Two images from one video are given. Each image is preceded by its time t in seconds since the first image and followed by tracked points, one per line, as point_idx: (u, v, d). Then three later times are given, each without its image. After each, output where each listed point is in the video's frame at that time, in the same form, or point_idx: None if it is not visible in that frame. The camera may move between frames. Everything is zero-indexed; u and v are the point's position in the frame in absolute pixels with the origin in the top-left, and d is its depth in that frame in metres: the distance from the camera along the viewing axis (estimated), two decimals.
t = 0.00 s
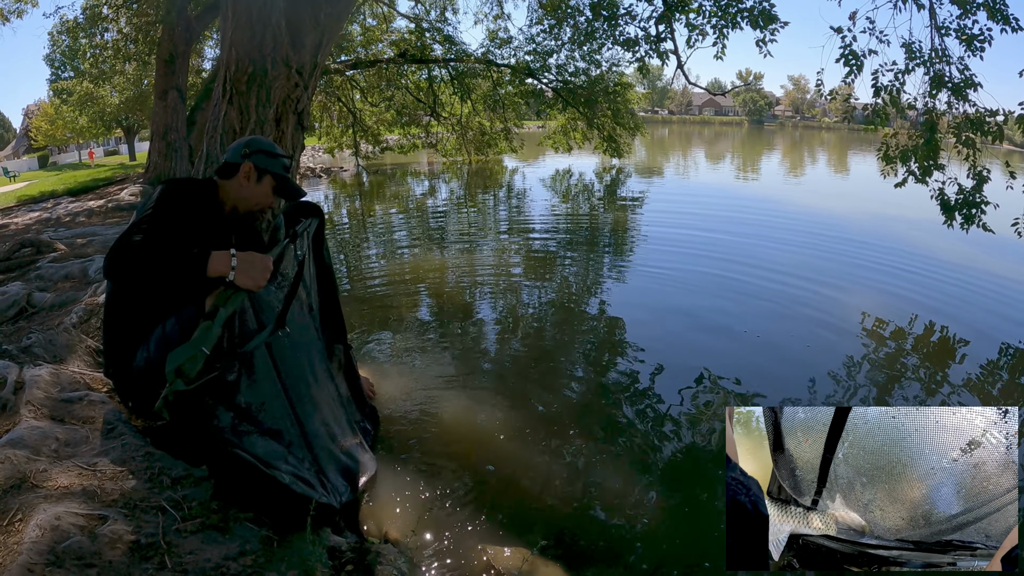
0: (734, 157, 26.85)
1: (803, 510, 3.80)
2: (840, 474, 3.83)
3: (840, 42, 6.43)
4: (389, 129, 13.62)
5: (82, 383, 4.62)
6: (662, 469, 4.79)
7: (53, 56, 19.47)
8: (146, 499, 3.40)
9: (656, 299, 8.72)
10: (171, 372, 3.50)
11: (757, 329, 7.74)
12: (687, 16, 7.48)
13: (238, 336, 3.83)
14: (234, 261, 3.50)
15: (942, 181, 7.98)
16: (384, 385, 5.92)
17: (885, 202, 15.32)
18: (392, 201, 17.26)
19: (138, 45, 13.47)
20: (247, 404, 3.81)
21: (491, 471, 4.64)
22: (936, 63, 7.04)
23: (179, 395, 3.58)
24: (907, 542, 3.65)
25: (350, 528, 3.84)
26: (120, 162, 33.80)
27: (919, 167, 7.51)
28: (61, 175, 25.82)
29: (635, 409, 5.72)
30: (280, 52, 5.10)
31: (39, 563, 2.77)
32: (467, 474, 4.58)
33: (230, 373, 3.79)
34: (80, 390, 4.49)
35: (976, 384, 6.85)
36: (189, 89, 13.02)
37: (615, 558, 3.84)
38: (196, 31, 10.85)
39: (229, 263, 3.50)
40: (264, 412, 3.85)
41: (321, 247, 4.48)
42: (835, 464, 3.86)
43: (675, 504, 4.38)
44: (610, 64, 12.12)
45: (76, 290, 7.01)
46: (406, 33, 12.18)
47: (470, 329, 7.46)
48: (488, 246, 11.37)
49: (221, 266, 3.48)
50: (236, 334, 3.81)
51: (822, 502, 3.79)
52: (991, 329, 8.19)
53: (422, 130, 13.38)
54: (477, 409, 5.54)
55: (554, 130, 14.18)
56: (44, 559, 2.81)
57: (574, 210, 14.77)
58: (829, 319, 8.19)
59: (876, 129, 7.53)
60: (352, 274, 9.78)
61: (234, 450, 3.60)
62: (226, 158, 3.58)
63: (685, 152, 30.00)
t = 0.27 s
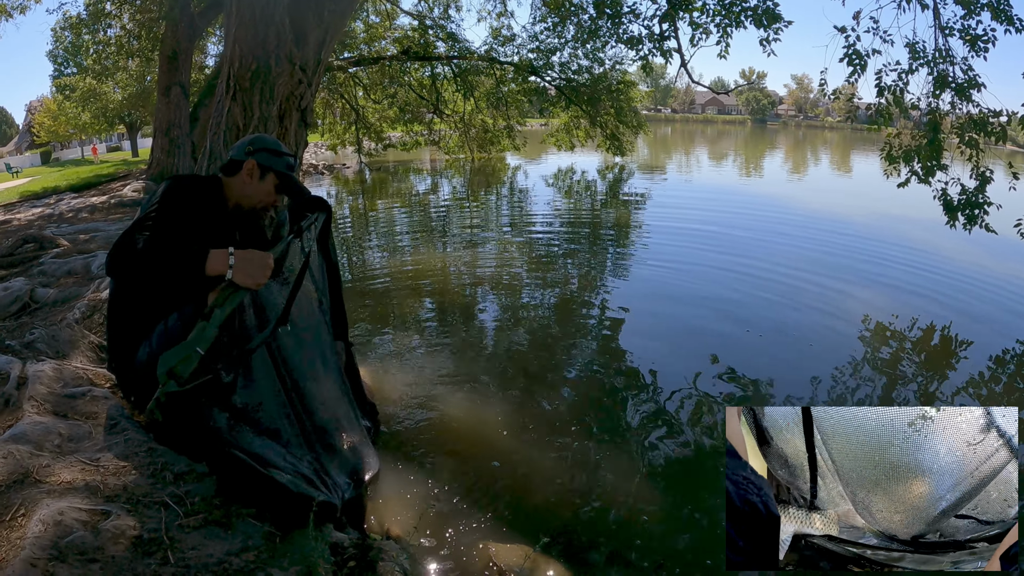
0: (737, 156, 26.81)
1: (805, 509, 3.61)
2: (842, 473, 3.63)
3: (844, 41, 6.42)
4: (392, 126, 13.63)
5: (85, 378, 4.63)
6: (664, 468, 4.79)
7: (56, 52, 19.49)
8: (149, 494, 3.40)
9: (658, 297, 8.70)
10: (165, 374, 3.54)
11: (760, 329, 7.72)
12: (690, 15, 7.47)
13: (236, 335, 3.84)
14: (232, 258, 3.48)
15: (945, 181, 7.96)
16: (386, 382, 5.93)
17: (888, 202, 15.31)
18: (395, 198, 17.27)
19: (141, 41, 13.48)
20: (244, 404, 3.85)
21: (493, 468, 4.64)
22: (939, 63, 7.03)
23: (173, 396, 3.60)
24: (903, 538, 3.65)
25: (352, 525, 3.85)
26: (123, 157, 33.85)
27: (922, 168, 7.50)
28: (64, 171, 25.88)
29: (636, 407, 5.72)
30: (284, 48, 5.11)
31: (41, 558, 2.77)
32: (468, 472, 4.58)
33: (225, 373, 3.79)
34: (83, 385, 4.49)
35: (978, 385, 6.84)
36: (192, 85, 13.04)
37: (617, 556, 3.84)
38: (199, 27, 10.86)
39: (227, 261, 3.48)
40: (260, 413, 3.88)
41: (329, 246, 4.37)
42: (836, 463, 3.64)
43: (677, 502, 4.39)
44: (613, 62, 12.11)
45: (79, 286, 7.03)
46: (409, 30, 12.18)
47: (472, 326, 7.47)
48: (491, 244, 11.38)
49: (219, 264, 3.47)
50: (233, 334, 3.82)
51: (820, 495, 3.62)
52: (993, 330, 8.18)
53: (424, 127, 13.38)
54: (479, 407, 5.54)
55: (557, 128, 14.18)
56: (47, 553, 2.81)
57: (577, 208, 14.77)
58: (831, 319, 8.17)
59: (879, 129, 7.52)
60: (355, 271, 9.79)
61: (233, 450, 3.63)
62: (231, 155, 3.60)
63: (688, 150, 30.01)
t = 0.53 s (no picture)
0: (740, 153, 26.75)
1: (803, 512, 3.56)
2: (831, 472, 3.54)
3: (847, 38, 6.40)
4: (394, 123, 13.62)
5: (88, 375, 4.64)
6: (667, 465, 4.78)
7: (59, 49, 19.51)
8: (152, 490, 3.41)
9: (661, 294, 8.70)
10: (232, 323, 3.56)
11: (763, 325, 7.73)
12: (694, 11, 7.45)
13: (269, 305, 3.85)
14: (267, 240, 3.70)
15: (948, 178, 7.94)
16: (389, 378, 5.92)
17: (891, 199, 15.27)
18: (398, 195, 17.27)
19: (143, 38, 13.47)
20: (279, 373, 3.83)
21: (496, 465, 4.64)
22: (943, 60, 7.01)
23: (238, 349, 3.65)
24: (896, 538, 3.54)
25: (356, 521, 3.86)
26: (125, 154, 33.88)
27: (925, 165, 7.48)
28: (67, 168, 25.89)
29: (639, 404, 5.72)
30: (288, 45, 5.11)
31: (45, 553, 2.78)
32: (471, 468, 4.59)
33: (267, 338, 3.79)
34: (86, 381, 4.50)
35: (981, 382, 6.83)
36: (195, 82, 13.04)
37: (620, 553, 3.84)
38: (202, 24, 10.86)
39: (262, 243, 3.69)
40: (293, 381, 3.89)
41: (328, 240, 4.30)
42: (824, 462, 3.54)
43: (679, 499, 4.39)
44: (616, 59, 12.09)
45: (82, 283, 7.04)
46: (412, 27, 12.17)
47: (474, 323, 7.47)
48: (494, 241, 11.38)
49: (256, 245, 3.67)
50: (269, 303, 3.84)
51: (815, 494, 3.55)
52: (997, 327, 8.16)
53: (427, 124, 13.37)
54: (482, 403, 5.54)
55: (560, 125, 14.16)
56: (51, 549, 2.82)
57: (579, 204, 14.76)
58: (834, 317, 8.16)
59: (883, 126, 7.50)
60: (358, 267, 9.80)
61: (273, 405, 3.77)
62: (228, 151, 3.66)
63: (691, 147, 29.95)
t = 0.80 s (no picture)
0: (739, 151, 26.74)
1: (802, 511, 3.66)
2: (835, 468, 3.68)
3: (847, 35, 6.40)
4: (393, 120, 13.61)
5: (87, 371, 4.64)
6: (665, 462, 4.78)
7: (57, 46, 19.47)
8: (151, 486, 3.41)
9: (661, 292, 8.70)
10: (270, 307, 3.71)
11: (763, 323, 7.74)
12: (693, 8, 7.45)
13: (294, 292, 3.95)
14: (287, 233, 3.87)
15: (947, 176, 7.94)
16: (388, 375, 5.92)
17: (891, 197, 15.27)
18: (397, 192, 17.26)
19: (141, 34, 13.44)
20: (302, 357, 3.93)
21: (494, 462, 4.64)
22: (942, 58, 7.01)
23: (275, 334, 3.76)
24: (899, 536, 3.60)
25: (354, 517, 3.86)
26: (124, 151, 33.83)
27: (924, 163, 7.47)
28: (65, 164, 25.85)
29: (637, 401, 5.72)
30: (287, 41, 5.10)
31: (43, 548, 2.78)
32: (469, 465, 4.59)
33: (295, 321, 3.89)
34: (84, 378, 4.50)
35: (979, 381, 6.84)
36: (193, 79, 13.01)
37: (618, 550, 3.84)
38: (200, 21, 10.84)
39: (282, 235, 3.86)
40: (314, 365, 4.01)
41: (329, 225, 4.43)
42: (832, 461, 3.69)
43: (677, 496, 4.39)
44: (616, 56, 12.07)
45: (80, 279, 7.03)
46: (411, 23, 12.15)
47: (473, 320, 7.47)
48: (493, 238, 11.37)
49: (277, 236, 3.83)
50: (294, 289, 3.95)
51: (815, 495, 3.66)
52: (995, 326, 8.18)
53: (426, 121, 13.35)
54: (480, 400, 5.54)
55: (559, 123, 14.14)
56: (49, 544, 2.81)
57: (578, 202, 14.75)
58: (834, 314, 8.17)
59: (882, 124, 7.49)
60: (357, 264, 9.79)
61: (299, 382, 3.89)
62: (222, 144, 3.67)
63: (690, 145, 29.94)
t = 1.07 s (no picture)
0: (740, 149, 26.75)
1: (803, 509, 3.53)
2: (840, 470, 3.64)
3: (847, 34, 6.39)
4: (394, 119, 13.61)
5: (88, 371, 4.64)
6: (665, 461, 4.78)
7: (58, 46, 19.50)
8: (153, 485, 3.41)
9: (663, 290, 8.70)
10: (272, 316, 3.80)
11: (765, 321, 7.74)
12: (694, 7, 7.44)
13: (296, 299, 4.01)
14: (290, 233, 3.84)
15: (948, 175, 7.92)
16: (389, 375, 5.92)
17: (892, 195, 15.26)
18: (398, 191, 17.27)
19: (142, 34, 13.44)
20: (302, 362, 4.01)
21: (495, 460, 4.64)
22: (943, 56, 7.00)
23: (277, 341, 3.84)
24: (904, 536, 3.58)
25: (355, 517, 3.87)
26: (126, 151, 33.88)
27: (926, 161, 7.46)
28: (67, 164, 25.89)
29: (638, 400, 5.71)
30: (287, 40, 5.10)
31: (44, 548, 2.77)
32: (470, 464, 4.59)
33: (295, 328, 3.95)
34: (86, 377, 4.50)
35: (981, 379, 6.83)
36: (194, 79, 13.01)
37: (619, 549, 3.84)
38: (201, 21, 10.85)
39: (285, 236, 3.83)
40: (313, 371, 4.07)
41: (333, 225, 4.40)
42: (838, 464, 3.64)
43: (679, 494, 4.39)
44: (616, 55, 12.07)
45: (81, 279, 7.04)
46: (412, 23, 12.15)
47: (474, 319, 7.47)
48: (494, 237, 11.37)
49: (280, 239, 3.81)
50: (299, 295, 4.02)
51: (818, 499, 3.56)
52: (997, 324, 8.17)
53: (427, 120, 13.35)
54: (481, 399, 5.54)
55: (559, 122, 14.14)
56: (50, 544, 2.81)
57: (579, 201, 14.75)
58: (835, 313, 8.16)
59: (883, 123, 7.48)
60: (358, 264, 9.80)
61: (303, 388, 3.95)
62: (222, 145, 3.61)
63: (691, 144, 29.94)
